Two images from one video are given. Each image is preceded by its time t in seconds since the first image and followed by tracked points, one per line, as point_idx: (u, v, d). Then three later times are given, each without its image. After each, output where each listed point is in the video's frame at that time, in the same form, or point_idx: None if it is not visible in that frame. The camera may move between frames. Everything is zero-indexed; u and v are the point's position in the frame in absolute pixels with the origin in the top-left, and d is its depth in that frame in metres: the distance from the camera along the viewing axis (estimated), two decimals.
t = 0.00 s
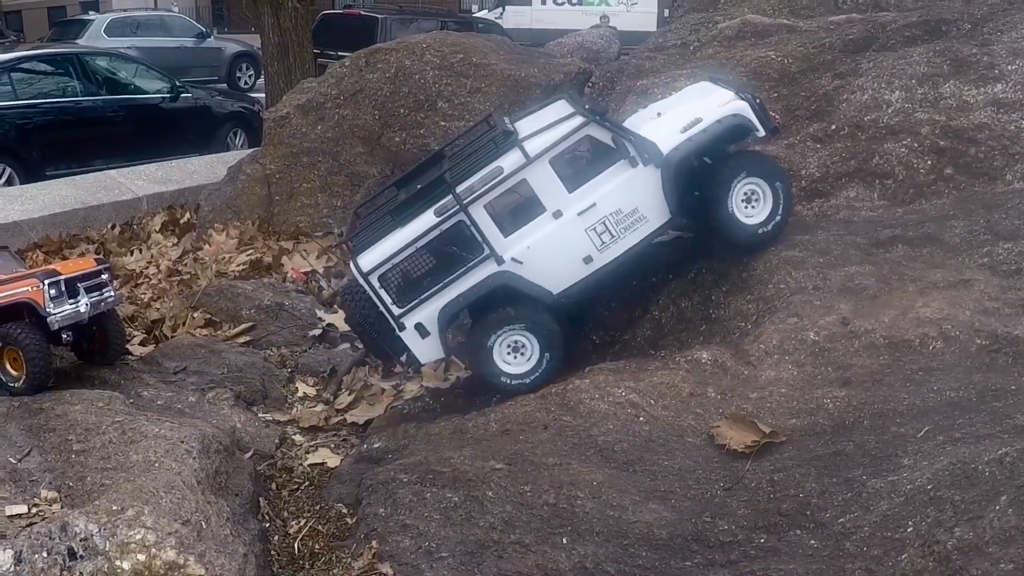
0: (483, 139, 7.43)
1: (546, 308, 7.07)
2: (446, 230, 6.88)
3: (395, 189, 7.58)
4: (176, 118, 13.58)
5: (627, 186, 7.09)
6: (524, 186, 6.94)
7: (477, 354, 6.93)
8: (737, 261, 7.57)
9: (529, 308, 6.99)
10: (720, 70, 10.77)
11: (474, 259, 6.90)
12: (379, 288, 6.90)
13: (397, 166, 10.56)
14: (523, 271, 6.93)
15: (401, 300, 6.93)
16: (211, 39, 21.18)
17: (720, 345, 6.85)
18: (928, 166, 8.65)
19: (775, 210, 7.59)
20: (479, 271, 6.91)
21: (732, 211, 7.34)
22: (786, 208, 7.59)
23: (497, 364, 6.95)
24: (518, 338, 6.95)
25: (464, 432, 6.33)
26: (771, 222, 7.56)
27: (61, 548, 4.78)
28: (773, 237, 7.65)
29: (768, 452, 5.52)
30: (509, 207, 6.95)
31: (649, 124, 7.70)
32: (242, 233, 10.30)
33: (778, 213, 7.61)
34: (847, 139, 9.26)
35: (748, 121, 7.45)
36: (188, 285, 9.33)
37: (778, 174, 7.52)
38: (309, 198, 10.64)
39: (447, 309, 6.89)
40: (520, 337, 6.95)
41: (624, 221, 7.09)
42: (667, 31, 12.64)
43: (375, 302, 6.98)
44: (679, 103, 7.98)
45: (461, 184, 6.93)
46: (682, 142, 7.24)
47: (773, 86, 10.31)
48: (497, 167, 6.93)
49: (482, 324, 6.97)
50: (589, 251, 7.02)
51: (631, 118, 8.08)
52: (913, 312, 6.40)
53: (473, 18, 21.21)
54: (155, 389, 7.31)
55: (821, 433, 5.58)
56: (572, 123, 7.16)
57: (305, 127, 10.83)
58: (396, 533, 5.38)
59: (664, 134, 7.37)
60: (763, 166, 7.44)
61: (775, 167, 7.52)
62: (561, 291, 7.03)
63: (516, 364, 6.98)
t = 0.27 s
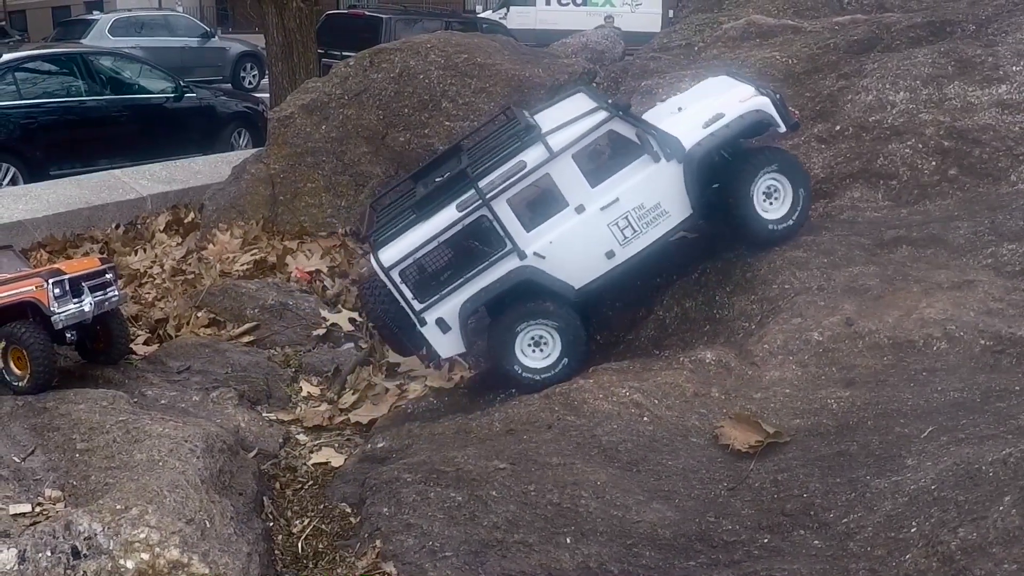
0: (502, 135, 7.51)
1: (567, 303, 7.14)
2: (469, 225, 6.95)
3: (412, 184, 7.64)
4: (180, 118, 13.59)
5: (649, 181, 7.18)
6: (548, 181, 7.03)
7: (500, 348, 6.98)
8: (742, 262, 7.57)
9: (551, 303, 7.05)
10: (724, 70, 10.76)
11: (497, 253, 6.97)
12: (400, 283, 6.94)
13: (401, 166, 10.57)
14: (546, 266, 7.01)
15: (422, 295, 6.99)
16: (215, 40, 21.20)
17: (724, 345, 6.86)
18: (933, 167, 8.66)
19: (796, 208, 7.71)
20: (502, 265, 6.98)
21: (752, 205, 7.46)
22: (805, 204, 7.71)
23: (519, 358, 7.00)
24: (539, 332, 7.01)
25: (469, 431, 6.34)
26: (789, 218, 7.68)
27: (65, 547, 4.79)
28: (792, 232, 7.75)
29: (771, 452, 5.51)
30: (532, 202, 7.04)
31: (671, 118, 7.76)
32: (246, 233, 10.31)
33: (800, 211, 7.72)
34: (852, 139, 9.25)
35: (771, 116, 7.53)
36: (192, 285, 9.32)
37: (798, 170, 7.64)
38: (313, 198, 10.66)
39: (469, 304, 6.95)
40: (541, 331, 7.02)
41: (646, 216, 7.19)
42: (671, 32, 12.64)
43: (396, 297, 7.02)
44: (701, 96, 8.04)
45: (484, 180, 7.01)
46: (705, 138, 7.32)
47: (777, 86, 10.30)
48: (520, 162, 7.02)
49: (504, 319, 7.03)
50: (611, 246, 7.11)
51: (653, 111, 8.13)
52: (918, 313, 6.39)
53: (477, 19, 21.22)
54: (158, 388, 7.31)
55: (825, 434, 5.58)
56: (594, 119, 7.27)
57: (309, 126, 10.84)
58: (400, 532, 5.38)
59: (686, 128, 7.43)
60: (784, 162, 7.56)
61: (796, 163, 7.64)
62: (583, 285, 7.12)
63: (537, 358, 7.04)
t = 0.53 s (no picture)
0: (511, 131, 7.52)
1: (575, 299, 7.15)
2: (477, 221, 6.97)
3: (420, 180, 7.66)
4: (183, 115, 13.59)
5: (658, 178, 7.19)
6: (556, 177, 7.04)
7: (508, 344, 7.00)
8: (744, 260, 7.58)
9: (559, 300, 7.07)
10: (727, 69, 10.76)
11: (505, 249, 6.99)
12: (407, 279, 6.97)
13: (404, 163, 10.58)
14: (554, 262, 7.02)
15: (430, 291, 7.01)
16: (219, 37, 21.21)
17: (726, 343, 6.87)
18: (935, 166, 8.66)
19: (803, 206, 7.71)
20: (511, 261, 6.99)
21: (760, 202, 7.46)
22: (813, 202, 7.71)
23: (527, 355, 7.01)
24: (547, 329, 7.02)
25: (471, 429, 6.34)
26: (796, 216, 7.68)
27: (67, 544, 4.79)
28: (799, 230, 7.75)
29: (773, 450, 5.52)
30: (540, 198, 7.05)
31: (679, 114, 7.77)
32: (249, 231, 10.32)
33: (807, 210, 7.73)
34: (854, 137, 9.26)
35: (779, 113, 7.54)
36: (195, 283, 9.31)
37: (807, 167, 7.63)
38: (316, 196, 10.67)
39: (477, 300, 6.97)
40: (550, 328, 7.03)
41: (654, 213, 7.19)
42: (674, 30, 12.65)
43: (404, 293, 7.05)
44: (708, 93, 8.04)
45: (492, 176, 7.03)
46: (713, 135, 7.32)
47: (780, 85, 10.30)
48: (528, 158, 7.03)
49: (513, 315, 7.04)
50: (620, 243, 7.12)
51: (660, 108, 8.14)
52: (919, 311, 6.39)
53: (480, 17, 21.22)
54: (161, 385, 7.32)
55: (826, 432, 5.58)
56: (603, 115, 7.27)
57: (312, 124, 10.84)
58: (401, 529, 5.39)
59: (695, 126, 7.44)
60: (793, 160, 7.55)
61: (805, 161, 7.63)
62: (591, 282, 7.12)
63: (545, 355, 7.05)
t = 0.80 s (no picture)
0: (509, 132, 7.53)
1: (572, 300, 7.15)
2: (474, 222, 6.98)
3: (418, 181, 7.67)
4: (184, 115, 13.59)
5: (655, 179, 7.19)
6: (553, 178, 7.05)
7: (505, 345, 7.01)
8: (744, 261, 7.58)
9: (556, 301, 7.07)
10: (727, 70, 10.77)
11: (502, 251, 6.99)
12: (405, 281, 6.98)
13: (405, 164, 10.59)
14: (551, 264, 7.03)
15: (427, 293, 7.02)
16: (220, 38, 21.23)
17: (727, 344, 6.88)
18: (935, 167, 8.67)
19: (800, 207, 7.69)
20: (507, 262, 7.00)
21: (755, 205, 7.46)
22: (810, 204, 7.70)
23: (525, 357, 7.02)
24: (545, 330, 7.03)
25: (471, 429, 6.35)
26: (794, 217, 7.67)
27: (67, 544, 4.79)
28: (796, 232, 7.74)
29: (773, 451, 5.52)
30: (537, 199, 7.05)
31: (677, 116, 7.76)
32: (249, 232, 10.33)
33: (805, 211, 7.72)
34: (855, 138, 9.27)
35: (776, 115, 7.52)
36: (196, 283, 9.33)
37: (804, 169, 7.62)
38: (317, 196, 10.68)
39: (474, 302, 6.98)
40: (547, 330, 7.03)
41: (651, 214, 7.19)
42: (675, 31, 12.66)
43: (401, 295, 7.06)
44: (706, 95, 8.04)
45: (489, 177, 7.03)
46: (710, 135, 7.30)
47: (780, 85, 10.31)
48: (525, 159, 7.04)
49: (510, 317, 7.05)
50: (617, 244, 7.12)
51: (658, 110, 8.13)
52: (919, 312, 6.40)
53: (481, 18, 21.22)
54: (162, 385, 7.33)
55: (826, 432, 5.58)
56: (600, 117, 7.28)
57: (313, 124, 10.85)
58: (401, 529, 5.39)
59: (692, 127, 7.43)
60: (789, 162, 7.54)
61: (803, 163, 7.61)
62: (588, 283, 7.13)
63: (543, 356, 7.06)
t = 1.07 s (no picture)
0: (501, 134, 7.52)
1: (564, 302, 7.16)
2: (466, 224, 6.97)
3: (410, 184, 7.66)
4: (184, 115, 13.60)
5: (647, 181, 7.20)
6: (545, 181, 7.05)
7: (497, 348, 7.00)
8: (744, 262, 7.59)
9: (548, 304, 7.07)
10: (728, 70, 10.78)
11: (495, 253, 6.99)
12: (398, 282, 6.96)
13: (405, 164, 10.59)
14: (543, 266, 7.03)
15: (420, 295, 7.01)
16: (220, 38, 21.23)
17: (726, 344, 6.88)
18: (935, 168, 8.67)
19: (794, 208, 7.68)
20: (500, 265, 7.00)
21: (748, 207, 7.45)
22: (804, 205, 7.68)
23: (517, 359, 7.01)
24: (538, 333, 7.03)
25: (471, 430, 6.35)
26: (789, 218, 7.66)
27: (68, 544, 4.80)
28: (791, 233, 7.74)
29: (773, 451, 5.53)
30: (529, 201, 7.05)
31: (670, 119, 7.76)
32: (249, 232, 10.33)
33: (799, 212, 7.70)
34: (855, 139, 9.28)
35: (769, 117, 7.52)
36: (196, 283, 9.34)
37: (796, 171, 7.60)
38: (317, 197, 10.68)
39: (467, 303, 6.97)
40: (540, 332, 7.03)
41: (644, 217, 7.20)
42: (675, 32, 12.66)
43: (394, 297, 7.04)
44: (699, 97, 8.04)
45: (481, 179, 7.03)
46: (702, 138, 7.32)
47: (781, 86, 10.31)
48: (517, 161, 7.04)
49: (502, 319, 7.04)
50: (609, 246, 7.13)
51: (651, 113, 8.14)
52: (919, 312, 6.40)
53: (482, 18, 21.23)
54: (162, 385, 7.33)
55: (827, 432, 5.58)
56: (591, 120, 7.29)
57: (313, 125, 10.86)
58: (402, 529, 5.40)
59: (685, 129, 7.44)
60: (782, 164, 7.52)
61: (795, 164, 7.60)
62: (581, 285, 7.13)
63: (536, 359, 7.06)
